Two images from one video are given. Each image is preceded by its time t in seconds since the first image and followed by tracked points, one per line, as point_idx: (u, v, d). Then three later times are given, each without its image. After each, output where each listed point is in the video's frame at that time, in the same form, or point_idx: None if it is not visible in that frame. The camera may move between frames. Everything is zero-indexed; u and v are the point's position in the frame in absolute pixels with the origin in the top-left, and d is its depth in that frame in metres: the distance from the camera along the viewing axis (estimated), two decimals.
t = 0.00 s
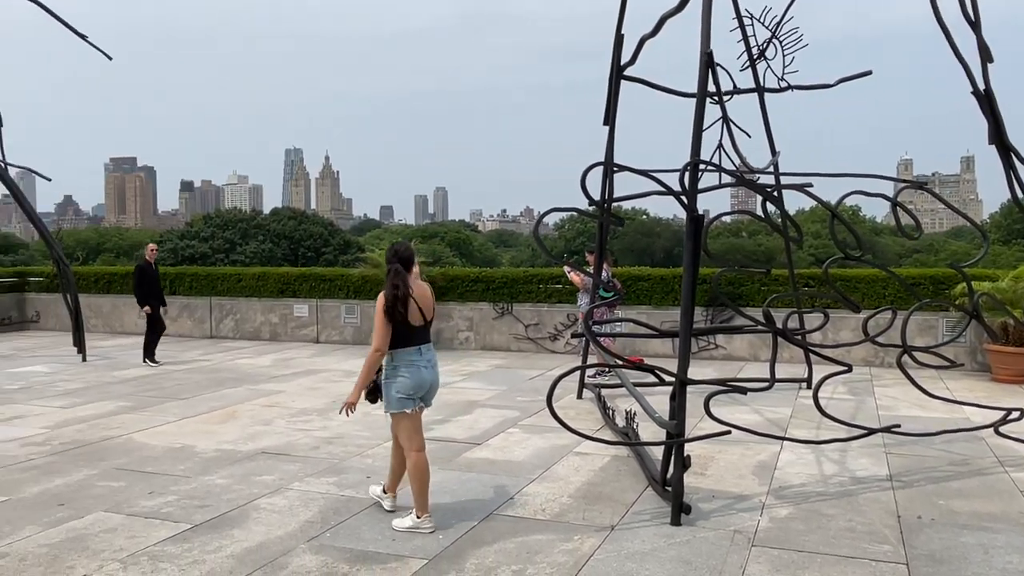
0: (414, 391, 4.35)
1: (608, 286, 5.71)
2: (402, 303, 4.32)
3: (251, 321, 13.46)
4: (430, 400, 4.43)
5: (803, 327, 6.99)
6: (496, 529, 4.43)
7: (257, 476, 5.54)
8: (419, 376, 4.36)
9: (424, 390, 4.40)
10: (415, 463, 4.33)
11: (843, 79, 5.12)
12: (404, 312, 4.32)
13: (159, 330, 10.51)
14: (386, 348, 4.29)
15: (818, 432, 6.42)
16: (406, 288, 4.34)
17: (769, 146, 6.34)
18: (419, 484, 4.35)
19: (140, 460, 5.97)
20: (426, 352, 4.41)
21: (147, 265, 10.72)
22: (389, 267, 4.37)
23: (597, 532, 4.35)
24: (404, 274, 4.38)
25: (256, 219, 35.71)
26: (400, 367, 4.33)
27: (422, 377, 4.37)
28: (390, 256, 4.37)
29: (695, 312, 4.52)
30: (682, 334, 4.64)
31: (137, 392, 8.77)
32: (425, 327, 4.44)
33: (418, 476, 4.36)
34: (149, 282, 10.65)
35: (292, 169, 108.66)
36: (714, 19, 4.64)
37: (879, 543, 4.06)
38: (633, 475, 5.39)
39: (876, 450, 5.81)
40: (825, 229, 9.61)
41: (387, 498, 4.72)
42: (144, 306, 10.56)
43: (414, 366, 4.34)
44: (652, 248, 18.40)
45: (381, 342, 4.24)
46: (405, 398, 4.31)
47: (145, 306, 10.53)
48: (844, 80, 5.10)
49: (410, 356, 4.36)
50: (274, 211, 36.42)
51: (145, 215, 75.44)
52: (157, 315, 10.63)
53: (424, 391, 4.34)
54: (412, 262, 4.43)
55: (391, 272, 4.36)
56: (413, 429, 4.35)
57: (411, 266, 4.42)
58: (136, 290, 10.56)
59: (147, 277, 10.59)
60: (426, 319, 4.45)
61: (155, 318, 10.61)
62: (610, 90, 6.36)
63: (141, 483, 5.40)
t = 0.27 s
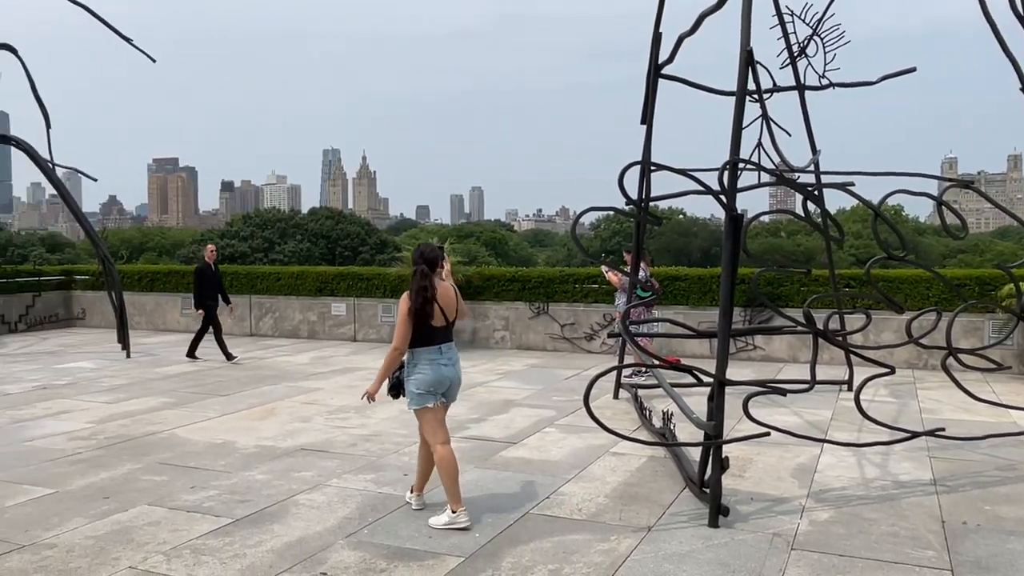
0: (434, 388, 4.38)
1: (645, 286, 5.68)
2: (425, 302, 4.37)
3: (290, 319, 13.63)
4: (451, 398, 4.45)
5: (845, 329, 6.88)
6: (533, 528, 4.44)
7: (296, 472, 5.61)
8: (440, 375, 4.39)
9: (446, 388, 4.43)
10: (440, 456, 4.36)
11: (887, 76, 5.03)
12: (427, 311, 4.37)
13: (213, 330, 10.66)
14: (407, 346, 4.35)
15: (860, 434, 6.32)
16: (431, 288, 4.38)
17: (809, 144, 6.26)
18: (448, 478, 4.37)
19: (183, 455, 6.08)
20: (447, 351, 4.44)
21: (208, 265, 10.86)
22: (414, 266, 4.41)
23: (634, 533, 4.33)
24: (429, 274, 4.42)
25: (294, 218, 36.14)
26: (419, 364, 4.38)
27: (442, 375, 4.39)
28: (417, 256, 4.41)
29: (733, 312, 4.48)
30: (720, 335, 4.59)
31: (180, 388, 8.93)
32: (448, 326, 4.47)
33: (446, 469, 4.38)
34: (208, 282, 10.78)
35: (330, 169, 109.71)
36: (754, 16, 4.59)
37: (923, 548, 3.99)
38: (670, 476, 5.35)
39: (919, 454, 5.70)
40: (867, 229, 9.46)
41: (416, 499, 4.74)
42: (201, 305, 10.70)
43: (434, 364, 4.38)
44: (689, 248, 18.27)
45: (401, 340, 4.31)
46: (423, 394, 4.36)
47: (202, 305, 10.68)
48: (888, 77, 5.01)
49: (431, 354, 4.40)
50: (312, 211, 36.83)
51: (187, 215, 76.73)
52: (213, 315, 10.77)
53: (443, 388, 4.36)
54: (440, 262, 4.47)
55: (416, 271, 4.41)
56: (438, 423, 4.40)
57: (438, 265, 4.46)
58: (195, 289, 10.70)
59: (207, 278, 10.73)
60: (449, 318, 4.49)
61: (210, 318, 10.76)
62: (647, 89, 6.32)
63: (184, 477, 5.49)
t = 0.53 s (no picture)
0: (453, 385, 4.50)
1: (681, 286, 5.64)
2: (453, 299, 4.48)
3: (327, 318, 13.76)
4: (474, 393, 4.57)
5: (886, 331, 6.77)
6: (568, 529, 4.43)
7: (333, 469, 5.67)
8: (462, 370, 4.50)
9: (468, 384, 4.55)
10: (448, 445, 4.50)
11: (931, 74, 4.93)
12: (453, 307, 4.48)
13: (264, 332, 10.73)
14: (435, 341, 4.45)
15: (901, 438, 6.21)
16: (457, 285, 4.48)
17: (850, 142, 6.17)
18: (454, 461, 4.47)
19: (223, 451, 6.17)
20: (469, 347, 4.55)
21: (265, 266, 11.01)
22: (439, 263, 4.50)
23: (670, 535, 4.30)
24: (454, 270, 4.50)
25: (331, 218, 36.49)
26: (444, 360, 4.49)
27: (463, 371, 4.51)
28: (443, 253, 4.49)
29: (772, 313, 4.43)
30: (758, 336, 4.55)
31: (219, 385, 9.07)
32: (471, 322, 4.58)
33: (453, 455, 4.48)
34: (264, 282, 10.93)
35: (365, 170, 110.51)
36: (794, 14, 4.54)
37: (967, 555, 3.91)
38: (707, 478, 5.31)
39: (963, 459, 5.59)
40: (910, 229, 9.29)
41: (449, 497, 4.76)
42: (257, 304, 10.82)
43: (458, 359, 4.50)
44: (726, 248, 18.12)
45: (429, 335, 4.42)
46: (442, 391, 4.48)
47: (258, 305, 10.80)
48: (933, 74, 4.91)
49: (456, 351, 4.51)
50: (349, 211, 37.16)
51: (226, 215, 77.87)
52: (269, 315, 10.91)
53: (458, 386, 4.48)
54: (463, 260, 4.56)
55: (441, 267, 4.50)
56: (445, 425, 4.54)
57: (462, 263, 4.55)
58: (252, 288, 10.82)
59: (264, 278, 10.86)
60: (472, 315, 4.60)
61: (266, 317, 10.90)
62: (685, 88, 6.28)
63: (224, 473, 5.58)
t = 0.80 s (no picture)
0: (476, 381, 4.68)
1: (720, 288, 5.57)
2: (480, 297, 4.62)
3: (362, 318, 13.87)
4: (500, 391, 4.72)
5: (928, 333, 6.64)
6: (603, 531, 4.41)
7: (368, 468, 5.71)
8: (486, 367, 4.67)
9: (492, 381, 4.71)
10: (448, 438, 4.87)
11: (976, 71, 4.83)
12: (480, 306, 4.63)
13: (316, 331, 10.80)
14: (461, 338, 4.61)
15: (944, 443, 6.08)
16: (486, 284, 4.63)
17: (891, 141, 6.06)
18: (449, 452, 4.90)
19: (260, 449, 6.25)
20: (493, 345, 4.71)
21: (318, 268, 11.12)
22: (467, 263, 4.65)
23: (706, 539, 4.26)
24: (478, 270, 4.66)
25: (367, 219, 36.80)
26: (467, 358, 4.65)
27: (484, 369, 4.66)
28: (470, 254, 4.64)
29: (811, 315, 4.37)
30: (797, 338, 4.49)
31: (257, 384, 9.18)
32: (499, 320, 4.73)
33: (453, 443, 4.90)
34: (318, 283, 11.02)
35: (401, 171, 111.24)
36: (834, 12, 4.47)
37: (1013, 564, 3.82)
38: (743, 482, 5.25)
39: (1008, 466, 5.46)
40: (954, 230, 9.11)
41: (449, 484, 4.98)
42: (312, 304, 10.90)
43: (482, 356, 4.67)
44: (763, 249, 17.94)
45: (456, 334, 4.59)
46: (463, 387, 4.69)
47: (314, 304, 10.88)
48: (978, 72, 4.81)
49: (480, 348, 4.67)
50: (384, 212, 37.43)
51: (264, 215, 78.90)
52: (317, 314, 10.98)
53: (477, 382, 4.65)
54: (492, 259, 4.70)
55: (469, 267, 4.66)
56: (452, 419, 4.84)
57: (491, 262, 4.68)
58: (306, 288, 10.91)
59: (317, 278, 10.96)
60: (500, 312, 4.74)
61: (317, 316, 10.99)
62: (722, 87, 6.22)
63: (262, 471, 5.65)
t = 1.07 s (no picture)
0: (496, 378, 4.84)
1: (759, 290, 5.51)
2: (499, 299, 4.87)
3: (398, 318, 13.95)
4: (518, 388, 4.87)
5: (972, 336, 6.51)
6: (639, 533, 4.39)
7: (405, 467, 5.74)
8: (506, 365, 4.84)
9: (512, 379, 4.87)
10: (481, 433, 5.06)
11: None
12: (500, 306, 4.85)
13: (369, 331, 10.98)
14: (481, 338, 4.80)
15: (989, 450, 5.95)
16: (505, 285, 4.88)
17: (935, 141, 5.95)
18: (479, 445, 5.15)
19: (298, 447, 6.32)
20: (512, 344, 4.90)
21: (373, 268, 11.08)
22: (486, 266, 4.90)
23: (744, 543, 4.22)
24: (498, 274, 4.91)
25: (402, 219, 37.05)
26: (487, 356, 4.83)
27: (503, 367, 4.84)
28: (489, 256, 4.89)
29: (852, 317, 4.30)
30: (837, 341, 4.42)
31: (295, 383, 9.29)
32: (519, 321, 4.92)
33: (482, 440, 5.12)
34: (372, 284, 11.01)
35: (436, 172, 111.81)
36: (877, 10, 4.41)
37: None
38: (781, 486, 5.19)
39: None
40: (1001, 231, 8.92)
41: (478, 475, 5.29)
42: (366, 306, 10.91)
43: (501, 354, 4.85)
44: (802, 250, 17.72)
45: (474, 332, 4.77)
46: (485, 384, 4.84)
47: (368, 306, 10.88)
48: None
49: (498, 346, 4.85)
50: (420, 213, 37.63)
51: (301, 216, 79.81)
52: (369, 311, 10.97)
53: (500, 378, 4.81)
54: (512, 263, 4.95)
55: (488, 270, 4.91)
56: (483, 417, 4.97)
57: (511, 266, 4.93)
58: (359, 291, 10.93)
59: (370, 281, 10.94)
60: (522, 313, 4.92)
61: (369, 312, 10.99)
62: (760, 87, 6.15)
63: (300, 469, 5.71)
